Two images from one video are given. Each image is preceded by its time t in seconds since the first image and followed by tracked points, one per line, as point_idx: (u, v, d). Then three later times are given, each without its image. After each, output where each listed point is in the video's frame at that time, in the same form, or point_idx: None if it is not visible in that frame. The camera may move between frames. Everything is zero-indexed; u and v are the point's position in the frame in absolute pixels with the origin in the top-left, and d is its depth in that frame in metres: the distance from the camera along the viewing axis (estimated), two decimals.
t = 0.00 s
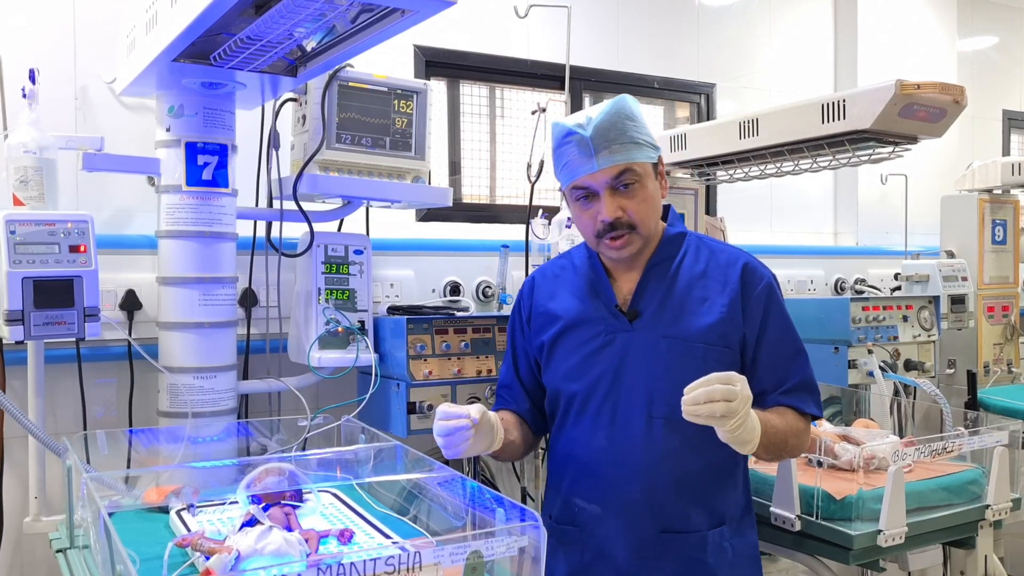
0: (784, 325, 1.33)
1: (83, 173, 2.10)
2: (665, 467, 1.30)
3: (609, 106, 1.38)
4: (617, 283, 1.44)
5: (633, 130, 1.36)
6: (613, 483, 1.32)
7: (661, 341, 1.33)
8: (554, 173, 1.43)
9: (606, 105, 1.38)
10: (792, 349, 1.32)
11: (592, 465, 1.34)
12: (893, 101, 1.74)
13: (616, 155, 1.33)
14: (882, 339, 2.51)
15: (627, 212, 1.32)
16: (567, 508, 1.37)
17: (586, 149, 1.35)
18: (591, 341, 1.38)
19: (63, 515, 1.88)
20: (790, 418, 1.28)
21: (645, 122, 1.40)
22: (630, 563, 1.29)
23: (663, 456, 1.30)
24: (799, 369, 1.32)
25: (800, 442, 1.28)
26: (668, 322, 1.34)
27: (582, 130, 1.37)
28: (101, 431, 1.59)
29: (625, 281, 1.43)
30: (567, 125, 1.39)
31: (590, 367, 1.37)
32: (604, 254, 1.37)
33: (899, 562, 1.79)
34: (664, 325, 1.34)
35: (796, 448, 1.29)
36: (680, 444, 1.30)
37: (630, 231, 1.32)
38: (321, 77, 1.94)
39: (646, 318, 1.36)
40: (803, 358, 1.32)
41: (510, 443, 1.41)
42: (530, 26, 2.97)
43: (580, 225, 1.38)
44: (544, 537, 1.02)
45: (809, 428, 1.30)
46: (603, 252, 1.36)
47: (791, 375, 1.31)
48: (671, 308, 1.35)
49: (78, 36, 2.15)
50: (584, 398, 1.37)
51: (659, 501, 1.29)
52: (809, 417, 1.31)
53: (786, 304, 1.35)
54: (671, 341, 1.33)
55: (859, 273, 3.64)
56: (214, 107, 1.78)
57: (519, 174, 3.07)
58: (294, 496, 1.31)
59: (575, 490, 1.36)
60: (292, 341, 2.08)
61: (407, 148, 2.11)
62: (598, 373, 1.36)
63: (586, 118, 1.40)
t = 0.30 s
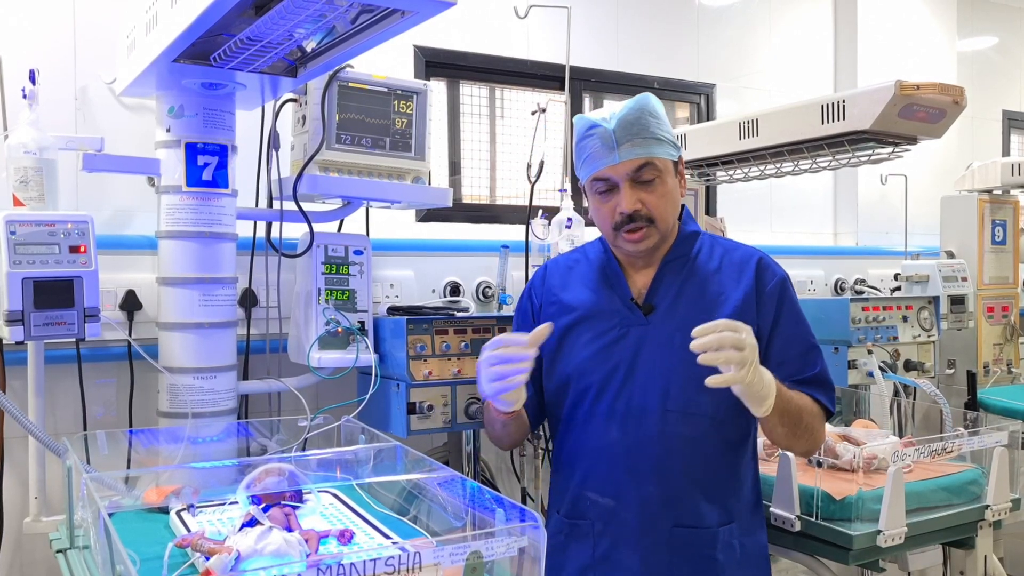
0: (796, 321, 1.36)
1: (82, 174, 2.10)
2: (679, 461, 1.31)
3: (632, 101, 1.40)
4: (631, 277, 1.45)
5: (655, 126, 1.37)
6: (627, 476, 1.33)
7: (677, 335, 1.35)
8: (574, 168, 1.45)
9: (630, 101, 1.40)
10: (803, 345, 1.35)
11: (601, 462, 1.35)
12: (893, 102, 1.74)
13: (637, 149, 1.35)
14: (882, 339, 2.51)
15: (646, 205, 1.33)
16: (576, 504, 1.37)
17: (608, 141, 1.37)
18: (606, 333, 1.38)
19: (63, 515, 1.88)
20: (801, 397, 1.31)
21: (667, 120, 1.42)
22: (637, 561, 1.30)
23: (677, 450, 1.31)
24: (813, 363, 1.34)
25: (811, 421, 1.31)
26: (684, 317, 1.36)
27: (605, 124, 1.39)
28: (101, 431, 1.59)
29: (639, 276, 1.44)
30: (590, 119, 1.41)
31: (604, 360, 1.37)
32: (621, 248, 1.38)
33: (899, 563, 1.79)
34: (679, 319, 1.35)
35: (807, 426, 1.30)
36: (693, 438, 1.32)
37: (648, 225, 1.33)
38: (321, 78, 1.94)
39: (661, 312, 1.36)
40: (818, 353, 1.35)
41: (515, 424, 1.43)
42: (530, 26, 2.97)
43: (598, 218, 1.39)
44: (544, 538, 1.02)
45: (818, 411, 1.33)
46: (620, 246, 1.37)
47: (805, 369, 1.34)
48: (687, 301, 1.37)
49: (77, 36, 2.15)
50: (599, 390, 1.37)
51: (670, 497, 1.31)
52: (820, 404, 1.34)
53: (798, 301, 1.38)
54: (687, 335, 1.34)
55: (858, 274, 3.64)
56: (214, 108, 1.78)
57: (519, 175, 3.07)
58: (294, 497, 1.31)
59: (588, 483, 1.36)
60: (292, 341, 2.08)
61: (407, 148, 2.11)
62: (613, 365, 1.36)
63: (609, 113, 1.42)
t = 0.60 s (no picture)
0: (794, 318, 1.38)
1: (82, 174, 2.10)
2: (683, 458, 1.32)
3: (627, 100, 1.39)
4: (629, 277, 1.44)
5: (651, 125, 1.37)
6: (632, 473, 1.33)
7: (679, 333, 1.35)
8: (570, 167, 1.44)
9: (625, 100, 1.40)
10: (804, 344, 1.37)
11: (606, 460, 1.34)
12: (893, 102, 1.74)
13: (634, 148, 1.34)
14: (881, 340, 2.51)
15: (644, 204, 1.33)
16: (579, 504, 1.36)
17: (604, 141, 1.36)
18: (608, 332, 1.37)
19: (63, 515, 1.88)
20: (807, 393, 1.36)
21: (661, 119, 1.42)
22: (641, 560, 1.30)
23: (681, 447, 1.32)
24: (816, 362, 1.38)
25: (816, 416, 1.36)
26: (686, 315, 1.36)
27: (601, 123, 1.38)
28: (100, 432, 1.59)
29: (636, 275, 1.44)
30: (585, 119, 1.40)
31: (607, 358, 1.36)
32: (619, 248, 1.38)
33: (899, 563, 1.79)
34: (681, 318, 1.35)
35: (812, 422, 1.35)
36: (697, 435, 1.33)
37: (646, 224, 1.33)
38: (321, 78, 1.94)
39: (661, 310, 1.36)
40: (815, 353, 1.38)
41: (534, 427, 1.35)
42: (530, 27, 2.97)
43: (595, 218, 1.38)
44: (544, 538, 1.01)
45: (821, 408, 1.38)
46: (617, 245, 1.37)
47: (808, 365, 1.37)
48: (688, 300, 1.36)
49: (77, 37, 2.15)
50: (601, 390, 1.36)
51: (675, 495, 1.32)
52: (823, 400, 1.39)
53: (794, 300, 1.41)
54: (690, 333, 1.34)
55: (858, 274, 3.64)
56: (214, 108, 1.78)
57: (519, 175, 3.08)
58: (294, 497, 1.31)
59: (591, 483, 1.35)
60: (292, 341, 2.08)
61: (407, 149, 2.11)
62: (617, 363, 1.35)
63: (603, 112, 1.42)
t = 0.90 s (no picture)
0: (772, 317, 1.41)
1: (82, 174, 2.10)
2: (674, 457, 1.33)
3: (600, 96, 1.41)
4: (610, 276, 1.44)
5: (624, 117, 1.38)
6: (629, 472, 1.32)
7: (665, 335, 1.36)
8: (546, 165, 1.45)
9: (596, 96, 1.41)
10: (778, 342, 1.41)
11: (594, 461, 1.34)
12: (892, 102, 1.74)
13: (610, 138, 1.35)
14: (881, 340, 2.51)
15: (622, 194, 1.34)
16: (566, 507, 1.36)
17: (580, 133, 1.37)
18: (593, 334, 1.38)
19: (63, 515, 1.88)
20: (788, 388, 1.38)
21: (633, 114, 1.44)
22: (629, 560, 1.31)
23: (669, 446, 1.33)
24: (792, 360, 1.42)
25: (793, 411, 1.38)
26: (670, 316, 1.37)
27: (576, 117, 1.39)
28: (100, 432, 1.59)
29: (617, 273, 1.44)
30: (560, 115, 1.41)
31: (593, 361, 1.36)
32: (599, 242, 1.38)
33: (899, 563, 1.79)
34: (665, 319, 1.37)
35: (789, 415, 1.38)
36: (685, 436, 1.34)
37: (625, 214, 1.33)
38: (321, 78, 1.94)
39: (644, 312, 1.37)
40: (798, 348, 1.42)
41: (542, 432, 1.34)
42: (530, 27, 2.97)
43: (574, 212, 1.39)
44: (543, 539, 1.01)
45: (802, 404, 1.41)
46: (597, 239, 1.37)
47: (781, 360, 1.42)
48: (671, 302, 1.38)
49: (78, 37, 2.15)
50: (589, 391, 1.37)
51: (665, 495, 1.32)
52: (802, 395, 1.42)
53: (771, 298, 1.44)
54: (675, 335, 1.35)
55: (858, 274, 3.64)
56: (214, 108, 1.78)
57: (519, 175, 3.08)
58: (293, 497, 1.31)
59: (578, 486, 1.35)
60: (292, 341, 2.08)
61: (407, 149, 2.11)
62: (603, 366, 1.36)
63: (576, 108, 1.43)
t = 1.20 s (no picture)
0: (750, 316, 1.41)
1: (82, 174, 2.10)
2: (652, 459, 1.33)
3: (576, 98, 1.42)
4: (590, 278, 1.45)
5: (600, 120, 1.39)
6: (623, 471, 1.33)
7: (644, 335, 1.36)
8: (524, 167, 1.45)
9: (573, 98, 1.42)
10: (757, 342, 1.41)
11: (571, 466, 1.35)
12: (892, 102, 1.75)
13: (586, 141, 1.36)
14: (881, 340, 2.51)
15: (600, 196, 1.34)
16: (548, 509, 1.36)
17: (557, 136, 1.38)
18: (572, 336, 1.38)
19: (62, 515, 1.88)
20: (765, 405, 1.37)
21: (610, 116, 1.44)
22: (610, 562, 1.31)
23: (649, 447, 1.33)
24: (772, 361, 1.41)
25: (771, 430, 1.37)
26: (649, 317, 1.37)
27: (552, 119, 1.40)
28: (100, 431, 1.59)
29: (597, 275, 1.44)
30: (538, 117, 1.42)
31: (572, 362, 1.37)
32: (578, 244, 1.38)
33: (900, 564, 1.79)
34: (644, 319, 1.37)
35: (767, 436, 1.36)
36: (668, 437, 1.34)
37: (602, 217, 1.34)
38: (321, 78, 1.94)
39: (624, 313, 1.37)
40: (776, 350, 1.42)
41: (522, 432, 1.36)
42: (530, 27, 2.97)
43: (552, 215, 1.39)
44: (543, 539, 1.01)
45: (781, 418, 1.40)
46: (575, 241, 1.38)
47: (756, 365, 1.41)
48: (650, 304, 1.38)
49: (78, 37, 2.15)
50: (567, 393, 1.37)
51: (648, 496, 1.32)
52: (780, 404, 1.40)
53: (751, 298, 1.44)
54: (654, 336, 1.36)
55: (858, 274, 3.64)
56: (214, 108, 1.78)
57: (519, 175, 3.08)
58: (293, 497, 1.31)
59: (558, 489, 1.35)
60: (292, 341, 2.08)
61: (407, 149, 2.11)
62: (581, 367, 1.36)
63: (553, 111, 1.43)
